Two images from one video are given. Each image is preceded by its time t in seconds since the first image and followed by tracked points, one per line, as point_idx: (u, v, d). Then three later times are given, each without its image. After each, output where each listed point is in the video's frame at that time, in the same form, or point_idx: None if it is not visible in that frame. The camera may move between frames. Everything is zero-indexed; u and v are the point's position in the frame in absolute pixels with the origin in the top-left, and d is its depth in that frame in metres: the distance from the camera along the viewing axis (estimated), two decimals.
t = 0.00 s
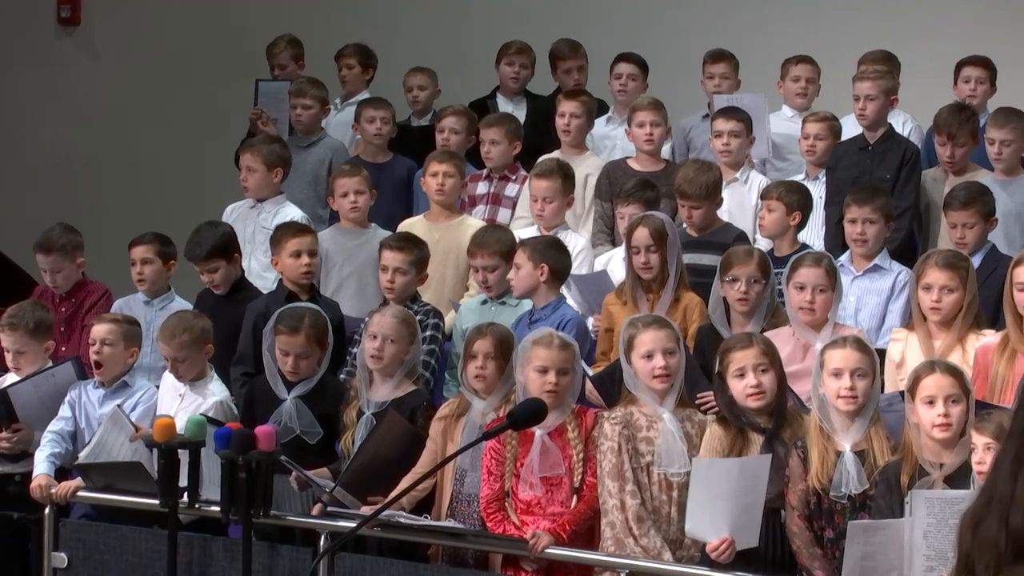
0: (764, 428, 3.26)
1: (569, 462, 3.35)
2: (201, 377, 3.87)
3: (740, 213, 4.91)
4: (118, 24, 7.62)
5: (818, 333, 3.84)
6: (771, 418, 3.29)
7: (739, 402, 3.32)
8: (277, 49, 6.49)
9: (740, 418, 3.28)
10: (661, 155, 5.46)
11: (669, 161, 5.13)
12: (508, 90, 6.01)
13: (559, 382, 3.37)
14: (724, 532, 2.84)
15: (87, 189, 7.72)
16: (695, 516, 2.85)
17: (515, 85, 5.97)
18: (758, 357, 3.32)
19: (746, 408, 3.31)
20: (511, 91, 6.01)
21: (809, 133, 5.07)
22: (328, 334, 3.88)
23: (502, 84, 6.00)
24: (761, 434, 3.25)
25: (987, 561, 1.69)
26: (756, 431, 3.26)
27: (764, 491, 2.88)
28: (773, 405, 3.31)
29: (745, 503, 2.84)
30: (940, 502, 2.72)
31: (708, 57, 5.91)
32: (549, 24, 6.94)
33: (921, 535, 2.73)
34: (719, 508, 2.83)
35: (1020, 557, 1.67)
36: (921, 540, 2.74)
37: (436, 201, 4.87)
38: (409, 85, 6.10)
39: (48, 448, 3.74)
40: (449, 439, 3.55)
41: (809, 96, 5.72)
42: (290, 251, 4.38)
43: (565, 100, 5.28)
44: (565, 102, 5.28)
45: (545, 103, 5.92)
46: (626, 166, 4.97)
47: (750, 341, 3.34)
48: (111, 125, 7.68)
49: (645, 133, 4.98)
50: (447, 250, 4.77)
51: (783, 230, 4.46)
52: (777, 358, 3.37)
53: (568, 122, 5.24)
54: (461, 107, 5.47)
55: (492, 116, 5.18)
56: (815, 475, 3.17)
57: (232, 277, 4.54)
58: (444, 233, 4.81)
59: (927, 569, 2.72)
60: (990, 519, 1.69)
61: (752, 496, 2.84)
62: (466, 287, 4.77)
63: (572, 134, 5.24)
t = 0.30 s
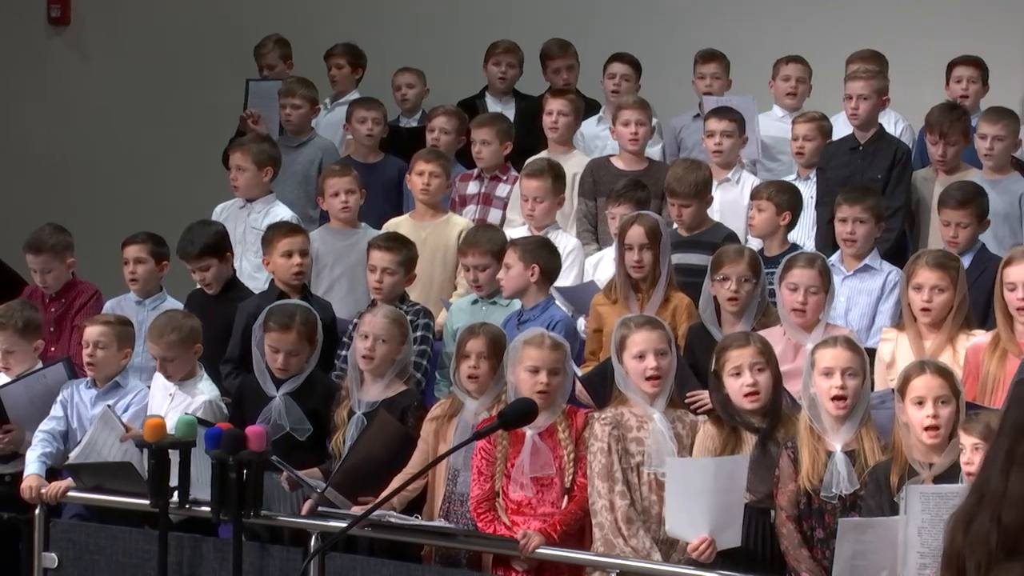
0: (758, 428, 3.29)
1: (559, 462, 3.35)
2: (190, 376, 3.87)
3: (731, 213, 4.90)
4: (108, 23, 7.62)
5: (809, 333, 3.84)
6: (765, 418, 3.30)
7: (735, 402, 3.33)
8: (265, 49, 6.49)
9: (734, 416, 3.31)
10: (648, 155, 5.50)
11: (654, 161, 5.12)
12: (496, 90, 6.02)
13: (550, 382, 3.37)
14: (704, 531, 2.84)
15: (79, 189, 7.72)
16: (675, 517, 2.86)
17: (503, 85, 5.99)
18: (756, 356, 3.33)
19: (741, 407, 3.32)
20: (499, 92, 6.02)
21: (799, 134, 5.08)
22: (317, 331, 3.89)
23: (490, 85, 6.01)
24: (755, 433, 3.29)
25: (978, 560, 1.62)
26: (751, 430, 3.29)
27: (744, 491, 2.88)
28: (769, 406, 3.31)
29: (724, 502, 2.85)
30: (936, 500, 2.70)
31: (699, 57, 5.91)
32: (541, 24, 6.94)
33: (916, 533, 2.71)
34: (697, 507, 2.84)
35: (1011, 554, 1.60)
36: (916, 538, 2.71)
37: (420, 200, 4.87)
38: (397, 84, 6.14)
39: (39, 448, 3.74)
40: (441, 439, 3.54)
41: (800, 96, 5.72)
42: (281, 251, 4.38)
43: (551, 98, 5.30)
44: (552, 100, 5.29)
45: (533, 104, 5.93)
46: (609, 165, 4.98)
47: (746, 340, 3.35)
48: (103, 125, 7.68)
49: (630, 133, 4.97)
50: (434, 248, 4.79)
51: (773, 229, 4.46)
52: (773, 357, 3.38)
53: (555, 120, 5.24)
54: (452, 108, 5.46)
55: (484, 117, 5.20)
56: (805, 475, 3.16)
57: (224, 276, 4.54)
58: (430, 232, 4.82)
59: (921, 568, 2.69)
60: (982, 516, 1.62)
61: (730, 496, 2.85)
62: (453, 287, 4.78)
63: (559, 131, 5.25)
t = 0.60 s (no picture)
0: (750, 428, 3.26)
1: (550, 463, 3.35)
2: (180, 376, 3.87)
3: (722, 213, 4.88)
4: (98, 23, 7.61)
5: (798, 333, 3.84)
6: (758, 417, 3.29)
7: (728, 400, 3.31)
8: (255, 48, 6.50)
9: (727, 416, 3.28)
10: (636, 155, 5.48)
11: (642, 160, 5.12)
12: (478, 89, 6.09)
13: (542, 383, 3.37)
14: (701, 531, 2.84)
15: (72, 189, 7.70)
16: (673, 517, 2.86)
17: (483, 84, 6.06)
18: (750, 356, 3.32)
19: (734, 405, 3.30)
20: (481, 91, 6.08)
21: (787, 134, 5.11)
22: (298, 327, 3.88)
23: (472, 84, 6.09)
24: (748, 433, 3.26)
25: (970, 555, 1.36)
26: (743, 430, 3.26)
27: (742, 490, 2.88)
28: (762, 404, 3.31)
29: (721, 501, 2.84)
30: (925, 499, 2.69)
31: (689, 57, 5.92)
32: (532, 23, 6.94)
33: (906, 534, 2.70)
34: (694, 507, 2.84)
35: (1004, 548, 1.35)
36: (906, 537, 2.70)
37: (408, 198, 4.88)
38: (383, 83, 6.17)
39: (30, 448, 3.74)
40: (432, 439, 3.55)
41: (790, 95, 5.72)
42: (274, 249, 4.38)
43: (530, 98, 5.32)
44: (530, 100, 5.31)
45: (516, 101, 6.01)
46: (593, 167, 5.00)
47: (740, 340, 3.34)
48: (95, 125, 7.67)
49: (615, 133, 4.97)
50: (422, 247, 4.79)
51: (763, 229, 4.46)
52: (766, 357, 3.37)
53: (535, 120, 5.28)
54: (442, 107, 5.47)
55: (474, 117, 5.21)
56: (795, 476, 3.16)
57: (216, 276, 4.54)
58: (417, 233, 4.81)
59: (910, 568, 2.67)
60: (973, 511, 1.37)
61: (727, 494, 2.83)
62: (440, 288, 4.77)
63: (539, 131, 5.28)
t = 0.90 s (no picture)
0: (740, 428, 3.26)
1: (542, 463, 3.35)
2: (172, 376, 3.86)
3: (712, 214, 4.89)
4: (89, 23, 7.61)
5: (787, 333, 3.84)
6: (747, 418, 3.29)
7: (717, 401, 3.30)
8: (247, 48, 6.50)
9: (717, 417, 3.27)
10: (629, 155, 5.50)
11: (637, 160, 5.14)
12: (459, 89, 6.14)
13: (534, 382, 3.37)
14: (698, 533, 2.84)
15: (63, 190, 7.68)
16: (670, 518, 2.85)
17: (464, 82, 6.11)
18: (738, 357, 3.32)
19: (724, 407, 3.30)
20: (463, 89, 6.13)
21: (774, 134, 5.12)
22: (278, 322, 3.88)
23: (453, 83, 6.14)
24: (738, 434, 3.25)
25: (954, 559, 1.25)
26: (734, 431, 3.26)
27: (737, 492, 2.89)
28: (751, 405, 3.31)
29: (718, 502, 2.84)
30: (915, 500, 2.68)
31: (679, 56, 5.91)
32: (522, 23, 6.94)
33: (896, 534, 2.70)
34: (691, 507, 2.83)
35: (991, 552, 1.24)
36: (896, 538, 2.70)
37: (396, 199, 4.88)
38: (372, 82, 6.18)
39: (23, 448, 3.75)
40: (422, 440, 3.54)
41: (780, 95, 5.74)
42: (269, 250, 4.38)
43: (512, 99, 5.34)
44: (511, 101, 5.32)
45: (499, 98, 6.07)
46: (592, 166, 5.00)
47: (728, 341, 3.34)
48: (86, 125, 7.67)
49: (612, 133, 4.97)
50: (411, 247, 4.79)
51: (752, 229, 4.46)
52: (753, 359, 3.38)
53: (517, 120, 5.28)
54: (432, 108, 5.47)
55: (462, 117, 5.21)
56: (785, 475, 3.17)
57: (210, 277, 4.54)
58: (406, 232, 4.82)
59: (901, 568, 2.68)
60: (961, 513, 1.26)
61: (724, 495, 2.84)
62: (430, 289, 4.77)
63: (523, 132, 5.28)
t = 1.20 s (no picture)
0: (730, 430, 3.27)
1: (534, 463, 3.35)
2: (164, 376, 3.85)
3: (702, 214, 4.90)
4: (80, 23, 7.60)
5: (778, 333, 3.85)
6: (736, 419, 3.31)
7: (706, 402, 3.32)
8: (239, 47, 6.49)
9: (706, 417, 3.28)
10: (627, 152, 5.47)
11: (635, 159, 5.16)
12: (448, 89, 6.16)
13: (527, 381, 3.38)
14: (690, 533, 2.84)
15: (55, 189, 7.67)
16: (663, 519, 2.85)
17: (450, 81, 6.13)
18: (728, 358, 3.34)
19: (713, 409, 3.31)
20: (450, 89, 6.16)
21: (762, 133, 5.08)
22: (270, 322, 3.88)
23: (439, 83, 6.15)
24: (728, 436, 3.27)
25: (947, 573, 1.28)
26: (723, 432, 3.27)
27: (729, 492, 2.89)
28: (740, 407, 3.33)
29: (710, 502, 2.84)
30: (906, 499, 2.69)
31: (669, 55, 5.91)
32: (513, 22, 6.95)
33: (886, 533, 2.71)
34: (684, 507, 2.83)
35: (979, 558, 1.29)
36: (886, 538, 2.71)
37: (385, 200, 4.88)
38: (364, 81, 6.19)
39: (13, 448, 3.74)
40: (414, 440, 3.55)
41: (770, 96, 5.76)
42: (260, 248, 4.38)
43: (493, 99, 5.33)
44: (494, 101, 5.32)
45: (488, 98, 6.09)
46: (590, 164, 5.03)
47: (719, 342, 3.36)
48: (78, 125, 7.66)
49: (609, 132, 5.00)
50: (402, 248, 4.79)
51: (742, 229, 4.47)
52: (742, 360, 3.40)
53: (499, 120, 5.27)
54: (424, 108, 5.48)
55: (451, 118, 5.22)
56: (776, 475, 3.16)
57: (204, 277, 4.54)
58: (396, 234, 4.81)
59: (892, 568, 2.70)
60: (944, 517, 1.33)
61: (716, 495, 2.85)
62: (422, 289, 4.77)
63: (504, 132, 5.26)
